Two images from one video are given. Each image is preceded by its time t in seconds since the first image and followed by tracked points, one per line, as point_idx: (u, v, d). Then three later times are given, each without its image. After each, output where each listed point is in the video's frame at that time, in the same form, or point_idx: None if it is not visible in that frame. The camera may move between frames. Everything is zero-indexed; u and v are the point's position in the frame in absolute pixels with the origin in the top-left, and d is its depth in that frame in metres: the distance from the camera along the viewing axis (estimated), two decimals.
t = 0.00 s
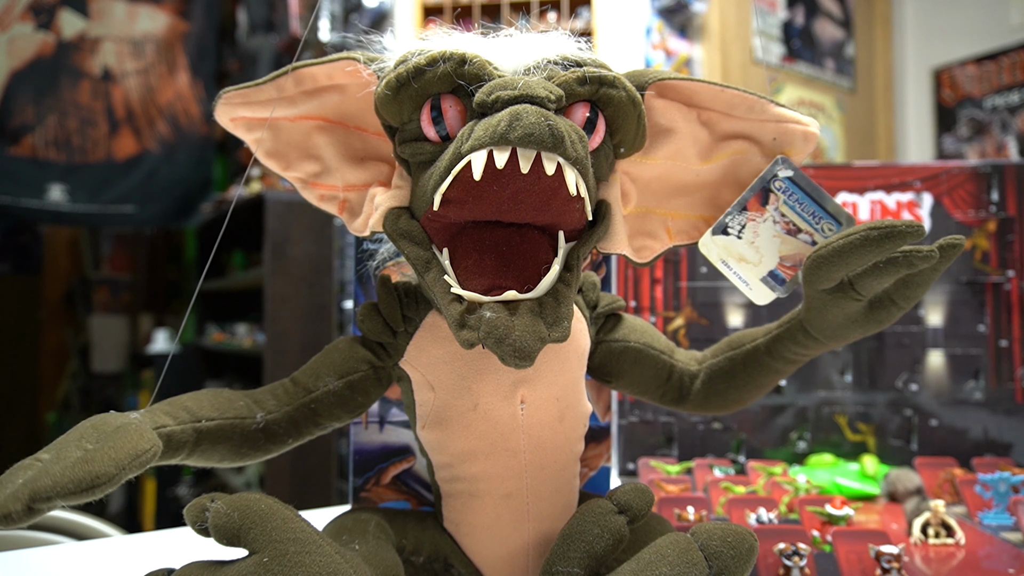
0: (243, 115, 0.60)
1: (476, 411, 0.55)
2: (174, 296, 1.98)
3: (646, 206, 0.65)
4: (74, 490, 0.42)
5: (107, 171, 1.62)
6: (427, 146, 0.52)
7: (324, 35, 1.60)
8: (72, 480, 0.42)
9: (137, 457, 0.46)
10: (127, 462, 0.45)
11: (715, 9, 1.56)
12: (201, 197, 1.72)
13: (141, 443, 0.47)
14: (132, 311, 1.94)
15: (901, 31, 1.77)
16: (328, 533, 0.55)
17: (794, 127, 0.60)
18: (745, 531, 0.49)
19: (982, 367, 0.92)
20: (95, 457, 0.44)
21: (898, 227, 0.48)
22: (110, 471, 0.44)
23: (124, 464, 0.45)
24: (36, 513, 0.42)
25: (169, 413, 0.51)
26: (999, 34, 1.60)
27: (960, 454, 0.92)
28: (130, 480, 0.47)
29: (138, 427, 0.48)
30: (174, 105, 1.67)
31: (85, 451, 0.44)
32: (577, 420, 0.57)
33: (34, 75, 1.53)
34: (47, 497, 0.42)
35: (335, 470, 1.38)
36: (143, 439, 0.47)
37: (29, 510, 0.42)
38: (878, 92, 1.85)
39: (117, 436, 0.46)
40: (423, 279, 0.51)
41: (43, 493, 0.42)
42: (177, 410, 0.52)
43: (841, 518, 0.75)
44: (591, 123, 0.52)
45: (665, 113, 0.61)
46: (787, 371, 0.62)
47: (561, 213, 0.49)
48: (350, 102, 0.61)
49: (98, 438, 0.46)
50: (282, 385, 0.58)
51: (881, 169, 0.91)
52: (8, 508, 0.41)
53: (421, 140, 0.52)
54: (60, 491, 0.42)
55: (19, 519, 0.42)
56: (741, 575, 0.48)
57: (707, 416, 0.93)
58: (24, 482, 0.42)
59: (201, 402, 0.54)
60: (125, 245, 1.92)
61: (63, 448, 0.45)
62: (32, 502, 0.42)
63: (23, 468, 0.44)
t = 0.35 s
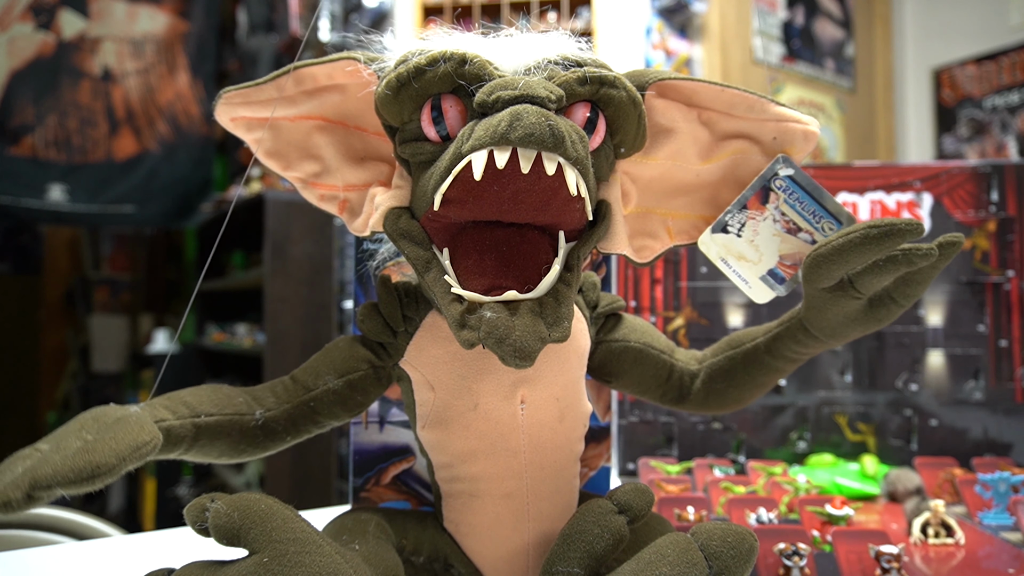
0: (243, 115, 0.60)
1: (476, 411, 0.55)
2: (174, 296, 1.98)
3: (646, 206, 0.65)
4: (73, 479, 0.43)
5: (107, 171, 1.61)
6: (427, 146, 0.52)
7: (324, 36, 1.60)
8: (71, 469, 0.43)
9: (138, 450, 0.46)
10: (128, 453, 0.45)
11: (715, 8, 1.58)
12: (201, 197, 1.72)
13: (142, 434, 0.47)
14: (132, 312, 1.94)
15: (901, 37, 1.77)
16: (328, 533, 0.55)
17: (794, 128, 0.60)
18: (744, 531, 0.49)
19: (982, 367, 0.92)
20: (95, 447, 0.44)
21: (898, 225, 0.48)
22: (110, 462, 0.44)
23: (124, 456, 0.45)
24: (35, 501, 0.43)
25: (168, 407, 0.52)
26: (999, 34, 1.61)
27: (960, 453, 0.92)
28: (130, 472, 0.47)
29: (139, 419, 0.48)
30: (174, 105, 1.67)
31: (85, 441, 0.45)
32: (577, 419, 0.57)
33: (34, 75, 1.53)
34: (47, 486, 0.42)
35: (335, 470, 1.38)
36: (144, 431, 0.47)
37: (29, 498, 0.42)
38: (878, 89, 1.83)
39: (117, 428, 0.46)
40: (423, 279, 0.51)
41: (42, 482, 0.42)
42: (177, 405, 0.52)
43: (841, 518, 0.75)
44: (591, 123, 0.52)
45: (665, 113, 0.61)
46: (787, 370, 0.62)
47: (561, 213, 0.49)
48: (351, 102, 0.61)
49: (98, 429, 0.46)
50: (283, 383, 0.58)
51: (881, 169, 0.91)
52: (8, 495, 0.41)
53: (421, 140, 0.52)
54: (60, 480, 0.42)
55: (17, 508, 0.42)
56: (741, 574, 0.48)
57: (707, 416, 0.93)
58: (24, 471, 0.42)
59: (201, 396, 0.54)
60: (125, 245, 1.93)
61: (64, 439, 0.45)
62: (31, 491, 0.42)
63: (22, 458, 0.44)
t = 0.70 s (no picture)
0: (242, 116, 0.60)
1: (476, 410, 0.55)
2: (174, 296, 1.98)
3: (646, 206, 0.65)
4: (59, 468, 0.43)
5: (107, 171, 1.61)
6: (426, 146, 0.52)
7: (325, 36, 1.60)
8: (60, 457, 0.43)
9: (126, 440, 0.46)
10: (116, 443, 0.45)
11: (715, 7, 1.59)
12: (201, 197, 1.72)
13: (132, 426, 0.47)
14: (132, 312, 1.94)
15: (901, 30, 1.79)
16: (328, 533, 0.55)
17: (792, 127, 0.60)
18: (744, 530, 0.49)
19: (982, 367, 0.92)
20: (85, 436, 0.44)
21: (897, 225, 0.49)
22: (99, 451, 0.44)
23: (113, 446, 0.45)
24: (22, 488, 0.43)
25: (164, 400, 0.52)
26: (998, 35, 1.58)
27: (960, 454, 0.92)
28: (119, 463, 0.47)
29: (131, 410, 0.48)
30: (174, 105, 1.67)
31: (76, 430, 0.45)
32: (576, 419, 0.57)
33: (34, 75, 1.53)
34: (34, 473, 0.42)
35: (335, 470, 1.38)
36: (134, 422, 0.47)
37: (17, 484, 0.42)
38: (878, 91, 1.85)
39: (109, 418, 0.47)
40: (422, 278, 0.51)
41: (30, 469, 0.42)
42: (173, 398, 0.53)
43: (841, 518, 0.75)
44: (589, 123, 0.52)
45: (664, 113, 0.61)
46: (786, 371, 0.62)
47: (559, 212, 0.49)
48: (350, 102, 0.61)
49: (89, 419, 0.46)
50: (281, 380, 0.58)
51: (880, 168, 0.91)
52: None
53: (420, 140, 0.52)
54: (48, 468, 0.43)
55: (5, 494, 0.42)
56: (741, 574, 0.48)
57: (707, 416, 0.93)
58: (14, 457, 0.42)
59: (197, 390, 0.54)
60: (125, 245, 1.93)
61: (56, 426, 0.45)
62: (19, 477, 0.42)
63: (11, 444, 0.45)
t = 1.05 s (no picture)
0: (242, 115, 0.60)
1: (476, 410, 0.55)
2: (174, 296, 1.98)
3: (645, 206, 0.65)
4: (65, 447, 0.43)
5: (107, 171, 1.61)
6: (426, 145, 0.52)
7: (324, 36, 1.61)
8: (66, 436, 0.43)
9: (132, 422, 0.46)
10: (122, 426, 0.46)
11: (715, 8, 1.59)
12: (201, 197, 1.72)
13: (138, 409, 0.47)
14: (132, 312, 1.94)
15: (901, 30, 1.78)
16: (328, 533, 0.55)
17: (792, 128, 0.60)
18: (744, 530, 0.49)
19: (982, 367, 0.92)
20: (90, 417, 0.45)
21: (892, 213, 0.48)
22: (104, 432, 0.45)
23: (119, 428, 0.45)
24: (28, 464, 0.43)
25: (166, 387, 0.52)
26: (997, 35, 1.61)
27: (960, 454, 0.92)
28: (123, 445, 0.47)
29: (136, 394, 0.48)
30: (174, 105, 1.67)
31: (81, 410, 0.45)
32: (576, 419, 0.57)
33: (34, 76, 1.53)
34: (40, 450, 0.43)
35: (335, 470, 1.38)
36: (140, 406, 0.47)
37: (22, 461, 0.43)
38: (879, 92, 1.83)
39: (114, 400, 0.47)
40: (422, 278, 0.51)
41: (36, 446, 0.43)
42: (174, 386, 0.53)
43: (841, 518, 0.75)
44: (590, 123, 0.52)
45: (664, 113, 0.61)
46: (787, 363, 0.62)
47: (559, 212, 0.49)
48: (350, 102, 0.61)
49: (95, 400, 0.46)
50: (281, 374, 0.58)
51: (881, 169, 0.91)
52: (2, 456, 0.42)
53: (420, 140, 0.52)
54: (53, 446, 0.43)
55: (11, 469, 0.43)
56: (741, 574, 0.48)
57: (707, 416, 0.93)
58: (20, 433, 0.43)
59: (200, 379, 0.54)
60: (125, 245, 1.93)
61: (60, 407, 0.45)
62: (25, 454, 0.43)
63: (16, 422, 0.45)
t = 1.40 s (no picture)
0: (244, 115, 0.60)
1: (477, 411, 0.55)
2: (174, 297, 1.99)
3: (647, 206, 0.65)
4: (76, 508, 0.43)
5: (107, 172, 1.61)
6: (428, 145, 0.52)
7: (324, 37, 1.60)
8: (75, 496, 0.43)
9: (140, 471, 0.45)
10: (131, 476, 0.45)
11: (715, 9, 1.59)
12: (202, 198, 1.72)
13: (145, 456, 0.46)
14: (132, 312, 1.94)
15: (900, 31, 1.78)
16: (328, 533, 0.55)
17: (794, 129, 0.60)
18: (745, 531, 0.49)
19: (982, 367, 0.92)
20: (98, 472, 0.44)
21: (913, 257, 0.48)
22: (115, 486, 0.44)
23: (128, 479, 0.45)
24: (41, 530, 0.42)
25: (172, 422, 0.51)
26: (998, 35, 1.59)
27: (960, 454, 0.92)
28: (135, 493, 0.47)
29: (141, 439, 0.48)
30: (174, 106, 1.67)
31: (88, 467, 0.44)
32: (577, 420, 0.57)
33: (34, 76, 1.53)
34: (51, 515, 0.42)
35: (335, 470, 1.39)
36: (147, 452, 0.47)
37: (34, 528, 0.42)
38: (878, 93, 1.85)
39: (119, 449, 0.46)
40: (424, 279, 0.51)
41: (47, 512, 0.42)
42: (179, 420, 0.52)
43: (841, 518, 0.75)
44: (592, 124, 0.52)
45: (666, 114, 0.61)
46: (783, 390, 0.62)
47: (562, 213, 0.49)
48: (351, 102, 0.61)
49: (101, 452, 0.46)
50: (287, 389, 0.58)
51: (881, 169, 0.91)
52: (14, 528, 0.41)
53: (422, 140, 0.52)
54: (64, 508, 0.42)
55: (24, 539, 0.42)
56: (742, 574, 0.48)
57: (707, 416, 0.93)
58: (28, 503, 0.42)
59: (204, 410, 0.54)
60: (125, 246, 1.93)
61: (67, 464, 0.45)
62: (37, 521, 0.42)
63: (28, 485, 0.45)
